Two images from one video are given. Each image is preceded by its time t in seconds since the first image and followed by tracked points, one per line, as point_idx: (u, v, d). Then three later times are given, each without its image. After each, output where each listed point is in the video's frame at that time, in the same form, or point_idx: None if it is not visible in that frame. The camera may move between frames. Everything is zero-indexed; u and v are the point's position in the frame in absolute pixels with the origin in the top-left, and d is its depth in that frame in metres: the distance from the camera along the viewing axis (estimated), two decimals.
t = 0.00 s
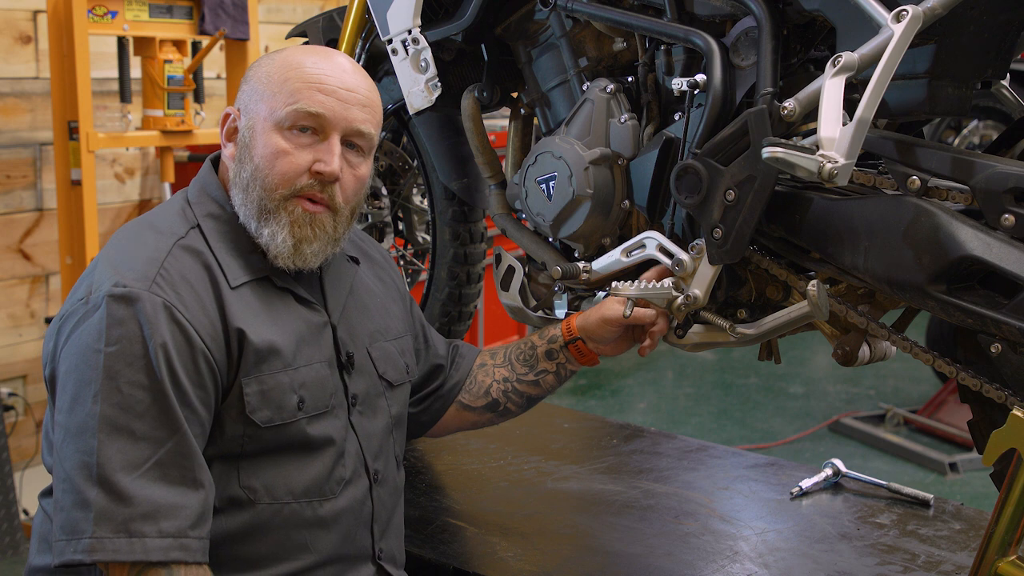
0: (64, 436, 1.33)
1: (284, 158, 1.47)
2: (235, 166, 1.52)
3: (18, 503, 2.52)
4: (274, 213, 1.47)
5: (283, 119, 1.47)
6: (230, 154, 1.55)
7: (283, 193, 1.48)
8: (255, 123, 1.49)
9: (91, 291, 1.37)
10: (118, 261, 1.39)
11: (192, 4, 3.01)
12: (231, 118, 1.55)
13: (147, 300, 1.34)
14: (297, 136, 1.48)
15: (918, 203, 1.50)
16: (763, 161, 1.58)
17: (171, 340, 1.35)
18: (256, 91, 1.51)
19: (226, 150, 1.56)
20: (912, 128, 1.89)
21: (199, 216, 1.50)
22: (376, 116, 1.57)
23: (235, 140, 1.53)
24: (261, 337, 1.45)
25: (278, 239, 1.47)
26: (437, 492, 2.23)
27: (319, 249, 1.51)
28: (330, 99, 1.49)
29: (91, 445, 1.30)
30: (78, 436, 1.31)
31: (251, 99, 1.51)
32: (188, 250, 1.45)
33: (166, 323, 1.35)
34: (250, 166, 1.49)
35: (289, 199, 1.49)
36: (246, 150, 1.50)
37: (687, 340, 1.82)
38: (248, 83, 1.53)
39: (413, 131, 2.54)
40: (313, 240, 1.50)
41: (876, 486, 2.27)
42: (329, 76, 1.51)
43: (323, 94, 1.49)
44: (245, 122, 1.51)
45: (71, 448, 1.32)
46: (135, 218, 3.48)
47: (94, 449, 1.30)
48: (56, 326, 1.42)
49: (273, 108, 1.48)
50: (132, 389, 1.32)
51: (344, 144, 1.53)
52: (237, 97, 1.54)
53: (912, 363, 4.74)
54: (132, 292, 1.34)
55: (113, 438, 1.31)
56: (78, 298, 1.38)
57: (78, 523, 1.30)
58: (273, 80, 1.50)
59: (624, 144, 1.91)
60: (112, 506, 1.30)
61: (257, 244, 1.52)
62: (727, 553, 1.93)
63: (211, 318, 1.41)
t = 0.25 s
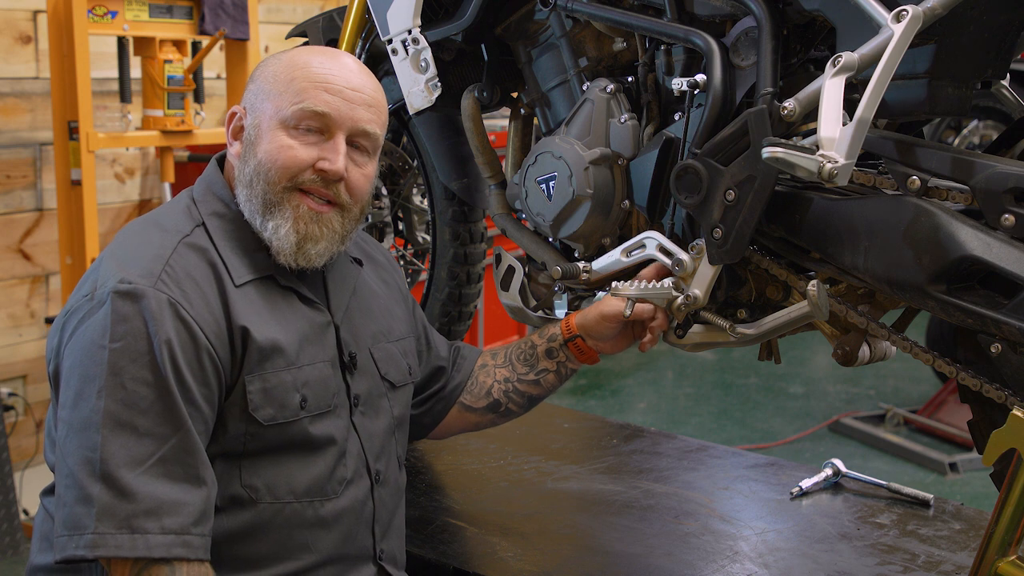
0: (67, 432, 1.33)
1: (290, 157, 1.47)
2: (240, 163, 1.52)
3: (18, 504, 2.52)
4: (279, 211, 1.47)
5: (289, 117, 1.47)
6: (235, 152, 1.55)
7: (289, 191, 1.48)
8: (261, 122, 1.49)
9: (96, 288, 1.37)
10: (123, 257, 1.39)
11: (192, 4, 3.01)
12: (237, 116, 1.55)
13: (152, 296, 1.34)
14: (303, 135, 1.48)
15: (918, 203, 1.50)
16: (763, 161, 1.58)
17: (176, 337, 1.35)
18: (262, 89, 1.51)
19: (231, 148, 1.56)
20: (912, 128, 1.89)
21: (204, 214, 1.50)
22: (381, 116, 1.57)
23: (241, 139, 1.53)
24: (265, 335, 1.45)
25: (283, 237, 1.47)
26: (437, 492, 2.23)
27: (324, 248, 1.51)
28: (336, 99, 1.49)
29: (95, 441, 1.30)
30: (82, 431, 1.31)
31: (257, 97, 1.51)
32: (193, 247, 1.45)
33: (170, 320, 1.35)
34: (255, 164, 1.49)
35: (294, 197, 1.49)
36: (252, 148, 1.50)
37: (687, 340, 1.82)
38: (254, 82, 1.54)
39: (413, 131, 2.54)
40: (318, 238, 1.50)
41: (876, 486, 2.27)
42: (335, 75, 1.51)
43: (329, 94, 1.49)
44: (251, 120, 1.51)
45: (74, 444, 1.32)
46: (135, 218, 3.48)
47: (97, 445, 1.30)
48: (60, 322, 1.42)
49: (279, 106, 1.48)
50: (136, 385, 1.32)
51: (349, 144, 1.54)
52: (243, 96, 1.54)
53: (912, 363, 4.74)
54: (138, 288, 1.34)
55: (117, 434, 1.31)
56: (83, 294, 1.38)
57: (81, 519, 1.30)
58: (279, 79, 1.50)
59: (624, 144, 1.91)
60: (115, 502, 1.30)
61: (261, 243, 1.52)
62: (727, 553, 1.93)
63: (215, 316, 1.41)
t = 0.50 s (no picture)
0: (70, 431, 1.33)
1: (291, 156, 1.48)
2: (242, 163, 1.52)
3: (18, 503, 2.52)
4: (280, 210, 1.47)
5: (291, 117, 1.47)
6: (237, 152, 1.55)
7: (290, 190, 1.48)
8: (263, 121, 1.50)
9: (98, 287, 1.37)
10: (126, 257, 1.39)
11: (192, 4, 3.01)
12: (239, 116, 1.55)
13: (155, 296, 1.34)
14: (305, 134, 1.48)
15: (918, 203, 1.50)
16: (763, 161, 1.58)
17: (179, 337, 1.35)
18: (264, 89, 1.51)
19: (234, 148, 1.56)
20: (912, 128, 1.89)
21: (207, 215, 1.50)
22: (383, 116, 1.57)
23: (242, 138, 1.53)
24: (267, 335, 1.45)
25: (284, 236, 1.47)
26: (437, 492, 2.23)
27: (325, 247, 1.51)
28: (337, 99, 1.49)
29: (97, 441, 1.30)
30: (84, 431, 1.31)
31: (260, 96, 1.51)
32: (196, 248, 1.45)
33: (173, 320, 1.35)
34: (257, 164, 1.49)
35: (296, 196, 1.49)
36: (254, 147, 1.50)
37: (687, 340, 1.82)
38: (257, 82, 1.54)
39: (413, 131, 2.54)
40: (320, 237, 1.50)
41: (876, 486, 2.27)
42: (337, 75, 1.51)
43: (331, 93, 1.49)
44: (253, 120, 1.51)
45: (76, 444, 1.32)
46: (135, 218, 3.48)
47: (100, 444, 1.30)
48: (63, 321, 1.42)
49: (281, 106, 1.48)
50: (139, 385, 1.32)
51: (351, 143, 1.54)
52: (246, 96, 1.55)
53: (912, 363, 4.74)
54: (141, 288, 1.34)
55: (119, 434, 1.31)
56: (86, 294, 1.38)
57: (82, 519, 1.30)
58: (281, 79, 1.50)
59: (624, 144, 1.91)
60: (118, 502, 1.30)
61: (263, 243, 1.52)
62: (727, 554, 1.93)
63: (218, 316, 1.41)
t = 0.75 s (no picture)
0: (70, 432, 1.33)
1: (290, 154, 1.48)
2: (241, 162, 1.52)
3: (19, 503, 2.52)
4: (279, 209, 1.47)
5: (289, 115, 1.48)
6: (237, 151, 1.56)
7: (289, 188, 1.48)
8: (262, 120, 1.50)
9: (99, 288, 1.37)
10: (126, 258, 1.39)
11: (192, 4, 3.01)
12: (239, 115, 1.55)
13: (156, 297, 1.34)
14: (303, 132, 1.48)
15: (918, 203, 1.50)
16: (763, 161, 1.58)
17: (179, 338, 1.35)
18: (263, 88, 1.51)
19: (233, 147, 1.57)
20: (912, 128, 1.90)
21: (207, 216, 1.51)
22: (382, 114, 1.57)
23: (242, 138, 1.54)
24: (268, 336, 1.45)
25: (283, 235, 1.47)
26: (437, 492, 2.23)
27: (324, 245, 1.51)
28: (336, 96, 1.49)
29: (97, 441, 1.30)
30: (84, 432, 1.31)
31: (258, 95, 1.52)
32: (197, 248, 1.45)
33: (174, 321, 1.35)
34: (256, 163, 1.49)
35: (295, 195, 1.49)
36: (253, 146, 1.50)
37: (687, 340, 1.82)
38: (255, 81, 1.54)
39: (413, 131, 2.54)
40: (319, 235, 1.49)
41: (876, 486, 2.27)
42: (335, 73, 1.51)
43: (329, 91, 1.49)
44: (252, 119, 1.51)
45: (76, 445, 1.32)
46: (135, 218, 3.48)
47: (100, 445, 1.30)
48: (63, 322, 1.42)
49: (279, 104, 1.48)
50: (139, 385, 1.32)
51: (349, 142, 1.54)
52: (245, 95, 1.55)
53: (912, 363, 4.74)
54: (141, 289, 1.34)
55: (120, 435, 1.31)
56: (87, 294, 1.38)
57: (83, 519, 1.30)
58: (279, 77, 1.50)
59: (624, 144, 1.91)
60: (118, 503, 1.30)
61: (263, 242, 1.52)
62: (727, 554, 1.93)
63: (218, 317, 1.42)
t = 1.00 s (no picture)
0: (70, 432, 1.33)
1: (289, 153, 1.48)
2: (240, 163, 1.52)
3: (19, 503, 2.52)
4: (279, 208, 1.47)
5: (288, 114, 1.48)
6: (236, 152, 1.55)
7: (288, 188, 1.48)
8: (261, 120, 1.50)
9: (100, 288, 1.37)
10: (127, 258, 1.39)
11: (192, 4, 3.01)
12: (238, 116, 1.55)
13: (157, 297, 1.34)
14: (303, 132, 1.49)
15: (918, 203, 1.50)
16: (763, 161, 1.58)
17: (180, 338, 1.35)
18: (262, 88, 1.51)
19: (233, 148, 1.57)
20: (912, 128, 1.90)
21: (207, 216, 1.50)
22: (381, 113, 1.57)
23: (241, 138, 1.54)
24: (268, 336, 1.45)
25: (284, 234, 1.47)
26: (437, 492, 2.23)
27: (325, 244, 1.51)
28: (335, 96, 1.49)
29: (98, 441, 1.30)
30: (85, 431, 1.31)
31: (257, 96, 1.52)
32: (197, 249, 1.45)
33: (175, 321, 1.35)
34: (256, 162, 1.49)
35: (295, 194, 1.49)
36: (252, 146, 1.50)
37: (687, 340, 1.82)
38: (254, 81, 1.54)
39: (413, 131, 2.54)
40: (319, 234, 1.49)
41: (876, 486, 2.27)
42: (334, 73, 1.51)
43: (328, 90, 1.49)
44: (251, 119, 1.51)
45: (77, 445, 1.32)
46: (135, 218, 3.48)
47: (101, 445, 1.30)
48: (64, 322, 1.42)
49: (278, 104, 1.48)
50: (140, 385, 1.32)
51: (349, 141, 1.54)
52: (244, 95, 1.55)
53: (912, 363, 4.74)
54: (142, 289, 1.34)
55: (121, 435, 1.31)
56: (87, 294, 1.38)
57: (84, 519, 1.30)
58: (278, 77, 1.50)
59: (624, 144, 1.91)
60: (119, 503, 1.30)
61: (264, 242, 1.52)
62: (727, 554, 1.93)
63: (219, 317, 1.42)
